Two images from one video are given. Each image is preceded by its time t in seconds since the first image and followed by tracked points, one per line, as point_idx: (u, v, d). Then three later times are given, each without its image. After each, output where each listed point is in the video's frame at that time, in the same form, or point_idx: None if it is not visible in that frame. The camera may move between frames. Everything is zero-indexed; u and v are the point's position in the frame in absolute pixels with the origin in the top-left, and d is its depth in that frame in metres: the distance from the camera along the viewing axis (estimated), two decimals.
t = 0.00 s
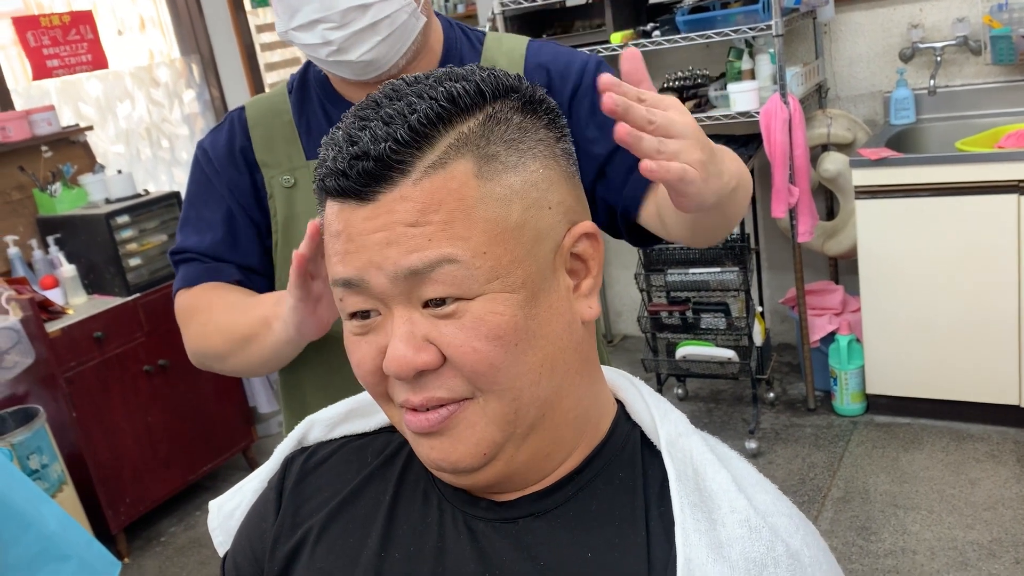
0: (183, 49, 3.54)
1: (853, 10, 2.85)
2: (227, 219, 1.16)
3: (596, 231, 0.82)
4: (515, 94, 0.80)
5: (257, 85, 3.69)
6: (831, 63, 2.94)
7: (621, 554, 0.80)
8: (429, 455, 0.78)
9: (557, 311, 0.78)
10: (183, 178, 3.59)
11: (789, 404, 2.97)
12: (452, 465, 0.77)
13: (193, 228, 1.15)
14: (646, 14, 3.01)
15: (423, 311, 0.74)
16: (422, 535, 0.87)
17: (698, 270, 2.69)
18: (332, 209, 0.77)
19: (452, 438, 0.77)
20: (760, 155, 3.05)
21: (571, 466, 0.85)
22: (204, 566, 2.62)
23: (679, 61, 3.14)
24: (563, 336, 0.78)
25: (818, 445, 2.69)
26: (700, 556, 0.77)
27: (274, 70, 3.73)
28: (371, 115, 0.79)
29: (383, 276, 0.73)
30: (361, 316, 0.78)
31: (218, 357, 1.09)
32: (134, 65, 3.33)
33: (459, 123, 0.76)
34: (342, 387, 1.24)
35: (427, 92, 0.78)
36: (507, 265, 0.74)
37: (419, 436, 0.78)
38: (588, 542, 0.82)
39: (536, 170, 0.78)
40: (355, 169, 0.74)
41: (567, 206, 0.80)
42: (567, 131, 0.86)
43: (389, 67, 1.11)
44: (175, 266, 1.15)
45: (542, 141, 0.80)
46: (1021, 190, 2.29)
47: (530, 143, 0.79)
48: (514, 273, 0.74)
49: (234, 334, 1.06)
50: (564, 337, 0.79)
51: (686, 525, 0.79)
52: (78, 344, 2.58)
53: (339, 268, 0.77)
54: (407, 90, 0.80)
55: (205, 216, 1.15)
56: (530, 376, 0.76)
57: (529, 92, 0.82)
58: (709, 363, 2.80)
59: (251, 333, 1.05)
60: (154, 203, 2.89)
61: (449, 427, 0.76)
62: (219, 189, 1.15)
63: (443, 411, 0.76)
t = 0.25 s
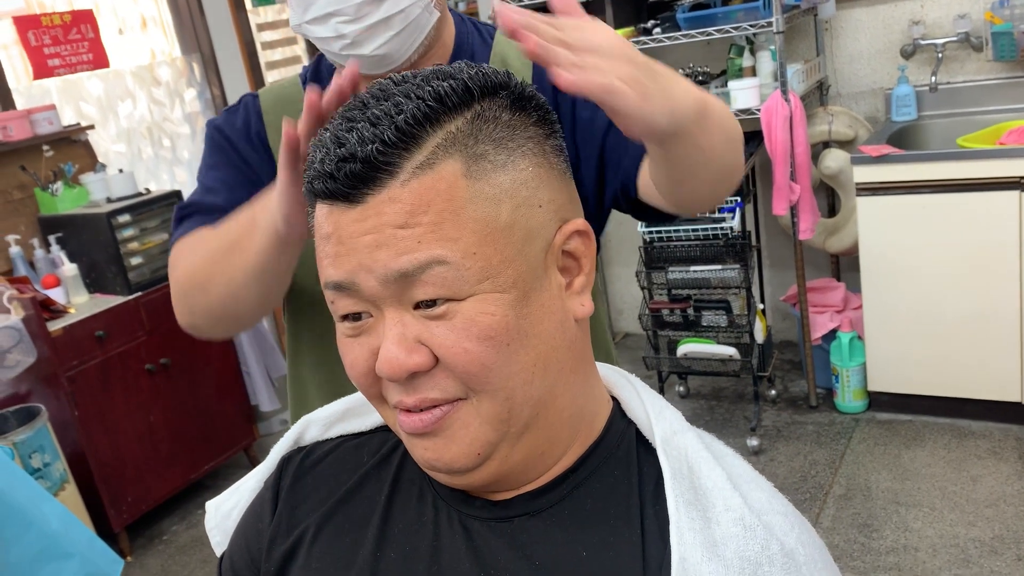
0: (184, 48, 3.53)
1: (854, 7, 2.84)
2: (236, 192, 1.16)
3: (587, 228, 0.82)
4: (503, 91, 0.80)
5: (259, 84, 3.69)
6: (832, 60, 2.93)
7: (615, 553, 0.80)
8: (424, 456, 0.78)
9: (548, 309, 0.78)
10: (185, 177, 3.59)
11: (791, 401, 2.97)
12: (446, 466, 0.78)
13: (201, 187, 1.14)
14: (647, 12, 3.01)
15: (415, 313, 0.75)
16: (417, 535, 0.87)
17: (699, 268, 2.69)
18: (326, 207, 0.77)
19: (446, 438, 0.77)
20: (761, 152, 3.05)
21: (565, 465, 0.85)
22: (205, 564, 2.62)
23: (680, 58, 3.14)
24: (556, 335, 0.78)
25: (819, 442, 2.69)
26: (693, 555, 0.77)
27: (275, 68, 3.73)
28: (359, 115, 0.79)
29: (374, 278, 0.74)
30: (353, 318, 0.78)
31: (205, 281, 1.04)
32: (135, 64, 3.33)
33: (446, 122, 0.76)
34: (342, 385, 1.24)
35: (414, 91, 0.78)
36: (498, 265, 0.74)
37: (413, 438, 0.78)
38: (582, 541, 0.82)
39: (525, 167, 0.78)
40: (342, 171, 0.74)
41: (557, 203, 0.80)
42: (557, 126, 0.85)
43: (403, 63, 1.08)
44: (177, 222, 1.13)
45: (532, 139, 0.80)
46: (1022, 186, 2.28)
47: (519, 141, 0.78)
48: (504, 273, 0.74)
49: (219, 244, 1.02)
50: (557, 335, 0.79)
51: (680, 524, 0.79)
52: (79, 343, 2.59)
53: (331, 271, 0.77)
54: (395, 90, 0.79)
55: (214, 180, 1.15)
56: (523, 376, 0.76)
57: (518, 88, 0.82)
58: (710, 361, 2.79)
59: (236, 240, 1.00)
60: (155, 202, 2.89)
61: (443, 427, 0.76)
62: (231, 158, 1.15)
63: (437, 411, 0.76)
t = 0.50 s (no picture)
0: (184, 49, 3.54)
1: (853, 6, 2.85)
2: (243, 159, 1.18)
3: (583, 229, 0.83)
4: (498, 94, 0.81)
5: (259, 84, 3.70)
6: (831, 59, 2.93)
7: (612, 553, 0.80)
8: (422, 458, 0.78)
9: (545, 311, 0.78)
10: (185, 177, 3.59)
11: (791, 400, 2.97)
12: (444, 467, 0.78)
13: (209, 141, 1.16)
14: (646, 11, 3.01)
15: (411, 316, 0.75)
16: (416, 534, 0.88)
17: (699, 267, 2.69)
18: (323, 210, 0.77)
19: (443, 440, 0.77)
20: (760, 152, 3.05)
21: (561, 466, 0.85)
22: (206, 564, 2.63)
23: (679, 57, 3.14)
24: (553, 336, 0.79)
25: (820, 441, 2.69)
26: (691, 554, 0.77)
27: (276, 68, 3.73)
28: (355, 120, 0.79)
29: (371, 282, 0.74)
30: (350, 321, 0.78)
31: (194, 198, 0.95)
32: (136, 65, 3.34)
33: (442, 124, 0.77)
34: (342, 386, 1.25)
35: (410, 95, 0.78)
36: (494, 267, 0.74)
37: (411, 440, 0.78)
38: (581, 540, 0.82)
39: (520, 169, 0.78)
40: (339, 175, 0.75)
41: (553, 205, 0.81)
42: (554, 128, 0.86)
43: (411, 64, 1.08)
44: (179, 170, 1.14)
45: (528, 141, 0.80)
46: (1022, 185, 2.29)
47: (514, 143, 0.79)
48: (501, 275, 0.75)
49: (207, 149, 0.93)
50: (554, 337, 0.79)
51: (677, 523, 0.79)
52: (80, 343, 2.59)
53: (328, 275, 0.77)
54: (391, 93, 0.80)
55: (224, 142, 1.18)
56: (519, 378, 0.76)
57: (513, 91, 0.82)
58: (710, 360, 2.80)
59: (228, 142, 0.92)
60: (155, 202, 2.90)
61: (442, 429, 0.77)
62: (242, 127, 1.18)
63: (436, 413, 0.76)
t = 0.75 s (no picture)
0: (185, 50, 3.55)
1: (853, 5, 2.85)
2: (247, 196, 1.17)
3: (582, 230, 0.83)
4: (496, 95, 0.81)
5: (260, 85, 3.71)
6: (832, 58, 2.93)
7: (611, 552, 0.81)
8: (423, 459, 0.79)
9: (545, 311, 0.78)
10: (186, 179, 3.60)
11: (792, 399, 2.97)
12: (444, 468, 0.78)
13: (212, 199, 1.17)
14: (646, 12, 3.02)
15: (411, 317, 0.75)
16: (416, 534, 0.88)
17: (699, 267, 2.69)
18: (322, 213, 0.77)
19: (443, 440, 0.78)
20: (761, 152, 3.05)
21: (560, 466, 0.85)
22: (208, 565, 2.63)
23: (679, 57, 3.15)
24: (552, 338, 0.79)
25: (821, 440, 2.69)
26: (689, 553, 0.77)
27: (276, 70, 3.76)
28: (354, 121, 0.80)
29: (371, 284, 0.74)
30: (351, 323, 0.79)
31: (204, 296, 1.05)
32: (137, 67, 3.35)
33: (440, 127, 0.77)
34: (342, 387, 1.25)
35: (409, 96, 0.79)
36: (494, 268, 0.75)
37: (412, 441, 0.79)
38: (580, 539, 0.82)
39: (519, 170, 0.78)
40: (337, 177, 0.75)
41: (552, 206, 0.81)
42: (551, 129, 0.86)
43: (415, 65, 1.09)
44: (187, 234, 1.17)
45: (526, 142, 0.81)
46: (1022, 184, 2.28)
47: (513, 145, 0.79)
48: (501, 276, 0.75)
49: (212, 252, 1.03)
50: (553, 338, 0.79)
51: (675, 521, 0.79)
52: (83, 345, 2.60)
53: (328, 277, 0.77)
54: (389, 95, 0.80)
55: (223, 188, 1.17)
56: (519, 379, 0.76)
57: (511, 92, 0.83)
58: (711, 360, 2.80)
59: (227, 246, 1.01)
60: (157, 204, 2.91)
61: (442, 430, 0.77)
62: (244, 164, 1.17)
63: (436, 414, 0.77)
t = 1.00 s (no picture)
0: (188, 53, 3.56)
1: (855, 5, 2.85)
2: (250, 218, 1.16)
3: (580, 234, 0.83)
4: (494, 101, 0.81)
5: (263, 88, 3.72)
6: (833, 59, 2.94)
7: (610, 552, 0.81)
8: (426, 463, 0.80)
9: (544, 316, 0.79)
10: (189, 182, 3.61)
11: (795, 399, 2.98)
12: (446, 471, 0.79)
13: (218, 228, 1.17)
14: (648, 13, 3.02)
15: (411, 322, 0.76)
16: (418, 534, 0.89)
17: (702, 267, 2.69)
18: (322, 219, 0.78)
19: (446, 444, 0.79)
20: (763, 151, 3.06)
21: (560, 467, 0.86)
22: (213, 566, 2.64)
23: (681, 58, 3.15)
24: (551, 343, 0.79)
25: (823, 440, 2.69)
26: (687, 552, 0.78)
27: (279, 73, 3.77)
28: (354, 130, 0.80)
29: (372, 290, 0.74)
30: (352, 328, 0.79)
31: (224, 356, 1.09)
32: (140, 71, 3.36)
33: (439, 133, 0.77)
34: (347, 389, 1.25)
35: (407, 103, 0.79)
36: (493, 273, 0.75)
37: (414, 445, 0.79)
38: (579, 539, 0.83)
39: (518, 175, 0.78)
40: (337, 185, 0.75)
41: (551, 210, 0.81)
42: (549, 133, 0.86)
43: (419, 71, 1.10)
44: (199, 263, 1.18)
45: (524, 147, 0.81)
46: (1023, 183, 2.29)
47: (511, 150, 0.79)
48: (500, 281, 0.75)
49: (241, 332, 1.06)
50: (552, 343, 0.80)
51: (674, 520, 0.80)
52: (87, 347, 2.61)
53: (328, 283, 0.77)
54: (388, 102, 0.80)
55: (227, 214, 1.18)
56: (517, 384, 0.77)
57: (508, 98, 0.83)
58: (714, 360, 2.80)
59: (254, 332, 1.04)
60: (160, 207, 2.91)
61: (444, 433, 0.78)
62: (245, 189, 1.16)
63: (437, 418, 0.77)
